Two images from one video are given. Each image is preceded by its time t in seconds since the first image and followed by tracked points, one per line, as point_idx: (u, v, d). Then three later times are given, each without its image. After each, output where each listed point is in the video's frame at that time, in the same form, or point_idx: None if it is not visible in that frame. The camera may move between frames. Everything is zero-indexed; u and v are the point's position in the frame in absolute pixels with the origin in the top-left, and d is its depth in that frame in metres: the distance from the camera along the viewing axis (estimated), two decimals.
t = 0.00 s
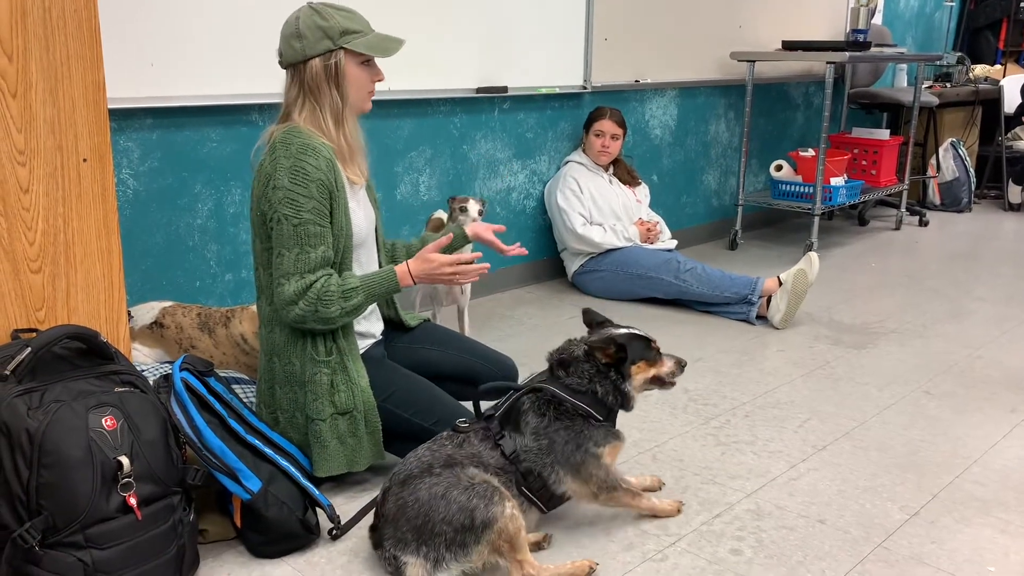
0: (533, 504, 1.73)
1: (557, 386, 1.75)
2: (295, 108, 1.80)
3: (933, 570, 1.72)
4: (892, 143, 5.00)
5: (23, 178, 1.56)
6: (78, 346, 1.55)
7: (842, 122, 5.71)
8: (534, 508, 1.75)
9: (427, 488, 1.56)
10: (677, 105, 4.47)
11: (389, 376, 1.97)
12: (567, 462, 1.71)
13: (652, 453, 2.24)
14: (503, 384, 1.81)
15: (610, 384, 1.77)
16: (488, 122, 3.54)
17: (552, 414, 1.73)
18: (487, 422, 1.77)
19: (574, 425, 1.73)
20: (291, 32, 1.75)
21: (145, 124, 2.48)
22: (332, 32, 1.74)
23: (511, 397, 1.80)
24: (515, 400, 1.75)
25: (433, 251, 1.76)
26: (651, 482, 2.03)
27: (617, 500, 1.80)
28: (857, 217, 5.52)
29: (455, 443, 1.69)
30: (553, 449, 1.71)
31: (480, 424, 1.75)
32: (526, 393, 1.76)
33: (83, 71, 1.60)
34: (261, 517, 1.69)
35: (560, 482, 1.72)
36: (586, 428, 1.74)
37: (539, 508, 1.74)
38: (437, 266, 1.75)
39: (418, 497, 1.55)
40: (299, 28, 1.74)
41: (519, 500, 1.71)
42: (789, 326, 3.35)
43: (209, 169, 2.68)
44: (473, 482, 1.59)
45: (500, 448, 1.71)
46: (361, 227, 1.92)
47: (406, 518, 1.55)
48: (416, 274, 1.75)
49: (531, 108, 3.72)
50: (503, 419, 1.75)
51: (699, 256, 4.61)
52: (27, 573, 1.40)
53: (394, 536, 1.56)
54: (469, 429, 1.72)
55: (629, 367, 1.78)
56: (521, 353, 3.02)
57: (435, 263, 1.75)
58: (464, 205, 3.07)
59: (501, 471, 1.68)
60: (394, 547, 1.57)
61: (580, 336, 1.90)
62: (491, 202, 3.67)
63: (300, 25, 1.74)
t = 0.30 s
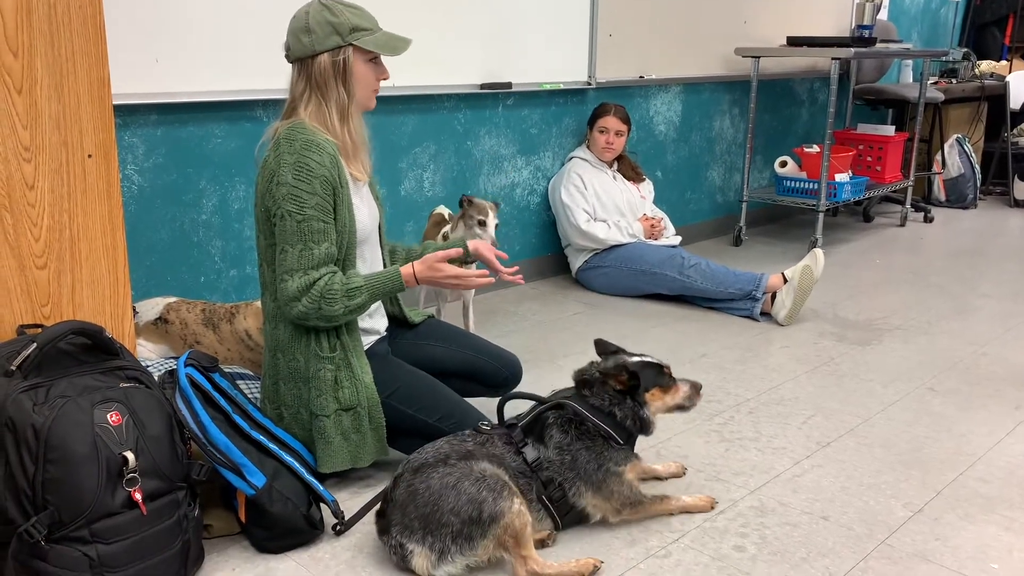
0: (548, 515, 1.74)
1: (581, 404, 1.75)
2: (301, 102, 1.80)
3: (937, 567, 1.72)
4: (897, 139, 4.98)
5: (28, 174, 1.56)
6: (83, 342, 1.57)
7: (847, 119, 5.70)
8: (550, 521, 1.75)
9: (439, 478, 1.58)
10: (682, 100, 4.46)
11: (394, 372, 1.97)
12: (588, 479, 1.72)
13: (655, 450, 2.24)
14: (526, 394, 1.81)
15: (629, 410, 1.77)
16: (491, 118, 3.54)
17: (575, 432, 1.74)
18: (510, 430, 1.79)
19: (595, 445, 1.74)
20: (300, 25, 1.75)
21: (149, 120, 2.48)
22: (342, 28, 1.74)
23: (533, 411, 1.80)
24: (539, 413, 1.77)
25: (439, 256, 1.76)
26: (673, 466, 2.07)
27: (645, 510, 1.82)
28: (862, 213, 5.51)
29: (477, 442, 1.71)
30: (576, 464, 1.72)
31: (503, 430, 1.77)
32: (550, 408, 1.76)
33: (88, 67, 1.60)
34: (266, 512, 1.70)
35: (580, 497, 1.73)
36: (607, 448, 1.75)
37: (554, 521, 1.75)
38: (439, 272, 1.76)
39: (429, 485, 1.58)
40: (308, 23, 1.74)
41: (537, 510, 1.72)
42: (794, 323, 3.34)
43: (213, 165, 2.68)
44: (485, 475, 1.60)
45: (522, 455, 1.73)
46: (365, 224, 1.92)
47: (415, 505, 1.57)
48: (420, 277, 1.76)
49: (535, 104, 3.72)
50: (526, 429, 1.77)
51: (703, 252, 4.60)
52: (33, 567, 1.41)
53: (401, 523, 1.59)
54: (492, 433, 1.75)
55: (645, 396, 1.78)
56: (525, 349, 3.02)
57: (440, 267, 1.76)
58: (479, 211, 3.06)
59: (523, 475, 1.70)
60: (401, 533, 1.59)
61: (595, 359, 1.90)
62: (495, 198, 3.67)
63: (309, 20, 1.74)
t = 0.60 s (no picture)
0: (556, 508, 1.75)
1: (596, 399, 1.77)
2: (308, 98, 1.80)
3: (941, 565, 1.72)
4: (903, 135, 4.96)
5: (34, 171, 1.57)
6: (89, 338, 1.58)
7: (852, 114, 5.68)
8: (556, 513, 1.76)
9: (446, 468, 1.58)
10: (687, 96, 4.45)
11: (400, 368, 1.98)
12: (599, 474, 1.74)
13: (659, 446, 2.24)
14: (539, 390, 1.82)
15: (643, 411, 1.77)
16: (496, 114, 3.53)
17: (588, 427, 1.75)
18: (524, 422, 1.80)
19: (607, 441, 1.75)
20: (307, 22, 1.74)
21: (155, 116, 2.49)
22: (350, 25, 1.74)
23: (548, 405, 1.82)
24: (555, 407, 1.78)
25: (447, 265, 1.78)
26: (678, 463, 2.09)
27: (651, 510, 1.84)
28: (867, 210, 5.49)
29: (490, 433, 1.73)
30: (589, 459, 1.73)
31: (518, 422, 1.78)
32: (566, 403, 1.78)
33: (94, 64, 1.61)
34: (271, 507, 1.70)
35: (588, 492, 1.74)
36: (618, 446, 1.75)
37: (561, 515, 1.76)
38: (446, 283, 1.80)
39: (436, 475, 1.58)
40: (316, 20, 1.73)
41: (545, 499, 1.73)
42: (798, 319, 3.34)
43: (219, 161, 2.68)
44: (493, 466, 1.60)
45: (536, 445, 1.74)
46: (370, 221, 1.92)
47: (422, 493, 1.58)
48: (426, 280, 1.79)
49: (540, 100, 3.72)
50: (542, 421, 1.78)
51: (707, 248, 4.60)
52: (39, 563, 1.41)
53: (409, 511, 1.60)
54: (506, 425, 1.77)
55: (659, 400, 1.78)
56: (529, 345, 3.02)
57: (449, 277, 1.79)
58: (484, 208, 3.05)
59: (536, 465, 1.71)
60: (408, 521, 1.60)
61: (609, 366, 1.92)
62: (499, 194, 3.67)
63: (316, 17, 1.73)
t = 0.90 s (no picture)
0: (564, 511, 1.74)
1: (609, 401, 1.79)
2: (312, 99, 1.80)
3: (946, 564, 1.72)
4: (908, 133, 4.94)
5: (40, 170, 1.57)
6: (94, 335, 1.58)
7: (857, 112, 5.66)
8: (564, 516, 1.75)
9: (453, 470, 1.59)
10: (691, 94, 4.44)
11: (404, 365, 1.98)
12: (610, 475, 1.74)
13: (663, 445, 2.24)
14: (552, 390, 1.82)
15: (656, 412, 1.80)
16: (500, 112, 3.53)
17: (602, 428, 1.76)
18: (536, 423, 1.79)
19: (620, 442, 1.75)
20: (307, 23, 1.74)
21: (160, 115, 2.49)
22: (350, 22, 1.74)
23: (560, 407, 1.82)
24: (568, 408, 1.79)
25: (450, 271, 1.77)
26: (679, 458, 2.11)
27: (657, 511, 1.82)
28: (872, 207, 5.48)
29: (501, 436, 1.72)
30: (602, 460, 1.73)
31: (530, 423, 1.77)
32: (579, 404, 1.79)
33: (99, 62, 1.61)
34: (275, 505, 1.71)
35: (598, 495, 1.75)
36: (631, 448, 1.77)
37: (568, 517, 1.75)
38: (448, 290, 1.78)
39: (443, 476, 1.58)
40: (316, 19, 1.74)
41: (555, 503, 1.72)
42: (803, 318, 3.33)
43: (223, 159, 2.69)
44: (498, 473, 1.61)
45: (550, 447, 1.73)
46: (375, 220, 1.92)
47: (427, 494, 1.58)
48: (427, 284, 1.78)
49: (545, 98, 3.71)
50: (554, 423, 1.78)
51: (711, 246, 4.59)
52: (45, 560, 1.42)
53: (412, 510, 1.60)
54: (519, 426, 1.76)
55: (671, 404, 1.82)
56: (533, 343, 3.02)
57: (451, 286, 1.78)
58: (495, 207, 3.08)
59: (547, 469, 1.71)
60: (410, 521, 1.61)
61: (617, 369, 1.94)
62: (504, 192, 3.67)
63: (316, 16, 1.74)
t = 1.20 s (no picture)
0: (567, 515, 1.74)
1: (615, 405, 1.79)
2: (316, 101, 1.81)
3: (949, 566, 1.71)
4: (912, 135, 4.94)
5: (43, 172, 1.57)
6: (97, 338, 1.59)
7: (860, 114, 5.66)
8: (567, 520, 1.75)
9: (458, 475, 1.58)
10: (693, 96, 4.44)
11: (406, 367, 1.98)
12: (614, 480, 1.74)
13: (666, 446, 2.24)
14: (558, 393, 1.82)
15: (664, 419, 1.79)
16: (503, 114, 3.53)
17: (607, 432, 1.76)
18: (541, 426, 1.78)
19: (626, 447, 1.75)
20: (308, 26, 1.75)
21: (163, 117, 2.50)
22: (350, 22, 1.74)
23: (566, 410, 1.82)
24: (574, 412, 1.78)
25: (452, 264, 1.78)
26: (681, 461, 2.10)
27: (661, 515, 1.82)
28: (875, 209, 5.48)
29: (506, 439, 1.71)
30: (606, 465, 1.73)
31: (536, 426, 1.76)
32: (585, 408, 1.79)
33: (102, 65, 1.61)
34: (278, 507, 1.71)
35: (601, 499, 1.75)
36: (636, 453, 1.76)
37: (571, 521, 1.75)
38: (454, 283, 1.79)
39: (448, 481, 1.58)
40: (317, 23, 1.74)
41: (558, 506, 1.72)
42: (806, 319, 3.33)
43: (226, 161, 2.69)
44: (503, 479, 1.61)
45: (554, 451, 1.72)
46: (378, 221, 1.92)
47: (431, 499, 1.58)
48: (431, 281, 1.78)
49: (547, 100, 3.71)
50: (559, 427, 1.77)
51: (714, 248, 4.59)
52: (49, 562, 1.42)
53: (416, 515, 1.60)
54: (524, 430, 1.75)
55: (680, 412, 1.80)
56: (536, 345, 3.02)
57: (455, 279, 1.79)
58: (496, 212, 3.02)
59: (551, 473, 1.70)
60: (414, 526, 1.61)
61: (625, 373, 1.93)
62: (506, 194, 3.67)
63: (316, 20, 1.74)
